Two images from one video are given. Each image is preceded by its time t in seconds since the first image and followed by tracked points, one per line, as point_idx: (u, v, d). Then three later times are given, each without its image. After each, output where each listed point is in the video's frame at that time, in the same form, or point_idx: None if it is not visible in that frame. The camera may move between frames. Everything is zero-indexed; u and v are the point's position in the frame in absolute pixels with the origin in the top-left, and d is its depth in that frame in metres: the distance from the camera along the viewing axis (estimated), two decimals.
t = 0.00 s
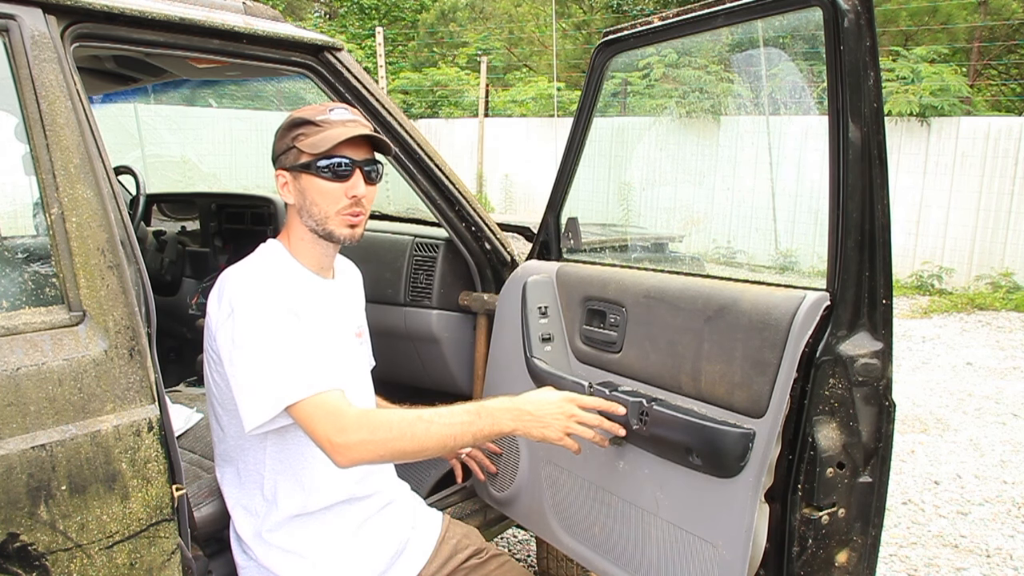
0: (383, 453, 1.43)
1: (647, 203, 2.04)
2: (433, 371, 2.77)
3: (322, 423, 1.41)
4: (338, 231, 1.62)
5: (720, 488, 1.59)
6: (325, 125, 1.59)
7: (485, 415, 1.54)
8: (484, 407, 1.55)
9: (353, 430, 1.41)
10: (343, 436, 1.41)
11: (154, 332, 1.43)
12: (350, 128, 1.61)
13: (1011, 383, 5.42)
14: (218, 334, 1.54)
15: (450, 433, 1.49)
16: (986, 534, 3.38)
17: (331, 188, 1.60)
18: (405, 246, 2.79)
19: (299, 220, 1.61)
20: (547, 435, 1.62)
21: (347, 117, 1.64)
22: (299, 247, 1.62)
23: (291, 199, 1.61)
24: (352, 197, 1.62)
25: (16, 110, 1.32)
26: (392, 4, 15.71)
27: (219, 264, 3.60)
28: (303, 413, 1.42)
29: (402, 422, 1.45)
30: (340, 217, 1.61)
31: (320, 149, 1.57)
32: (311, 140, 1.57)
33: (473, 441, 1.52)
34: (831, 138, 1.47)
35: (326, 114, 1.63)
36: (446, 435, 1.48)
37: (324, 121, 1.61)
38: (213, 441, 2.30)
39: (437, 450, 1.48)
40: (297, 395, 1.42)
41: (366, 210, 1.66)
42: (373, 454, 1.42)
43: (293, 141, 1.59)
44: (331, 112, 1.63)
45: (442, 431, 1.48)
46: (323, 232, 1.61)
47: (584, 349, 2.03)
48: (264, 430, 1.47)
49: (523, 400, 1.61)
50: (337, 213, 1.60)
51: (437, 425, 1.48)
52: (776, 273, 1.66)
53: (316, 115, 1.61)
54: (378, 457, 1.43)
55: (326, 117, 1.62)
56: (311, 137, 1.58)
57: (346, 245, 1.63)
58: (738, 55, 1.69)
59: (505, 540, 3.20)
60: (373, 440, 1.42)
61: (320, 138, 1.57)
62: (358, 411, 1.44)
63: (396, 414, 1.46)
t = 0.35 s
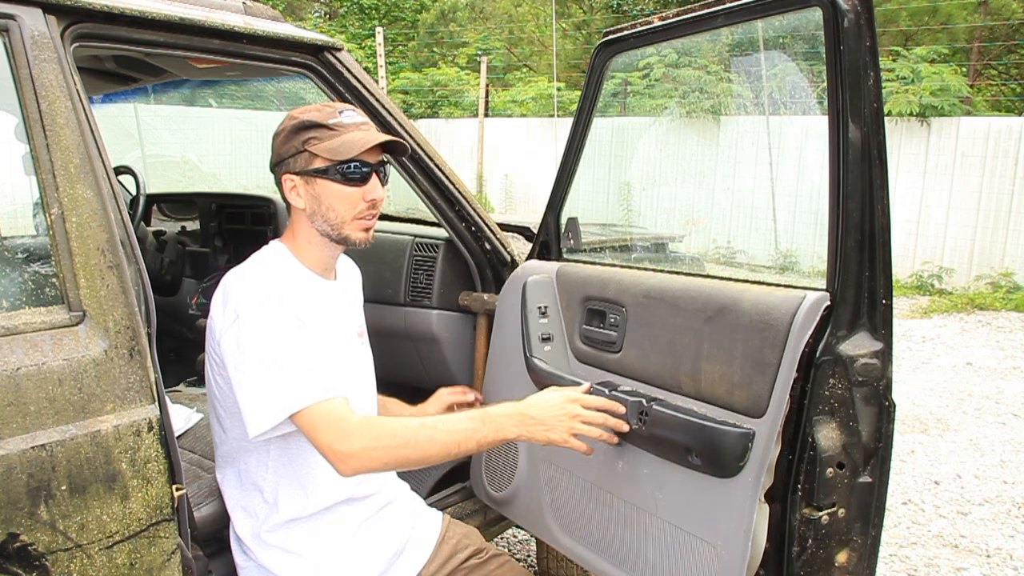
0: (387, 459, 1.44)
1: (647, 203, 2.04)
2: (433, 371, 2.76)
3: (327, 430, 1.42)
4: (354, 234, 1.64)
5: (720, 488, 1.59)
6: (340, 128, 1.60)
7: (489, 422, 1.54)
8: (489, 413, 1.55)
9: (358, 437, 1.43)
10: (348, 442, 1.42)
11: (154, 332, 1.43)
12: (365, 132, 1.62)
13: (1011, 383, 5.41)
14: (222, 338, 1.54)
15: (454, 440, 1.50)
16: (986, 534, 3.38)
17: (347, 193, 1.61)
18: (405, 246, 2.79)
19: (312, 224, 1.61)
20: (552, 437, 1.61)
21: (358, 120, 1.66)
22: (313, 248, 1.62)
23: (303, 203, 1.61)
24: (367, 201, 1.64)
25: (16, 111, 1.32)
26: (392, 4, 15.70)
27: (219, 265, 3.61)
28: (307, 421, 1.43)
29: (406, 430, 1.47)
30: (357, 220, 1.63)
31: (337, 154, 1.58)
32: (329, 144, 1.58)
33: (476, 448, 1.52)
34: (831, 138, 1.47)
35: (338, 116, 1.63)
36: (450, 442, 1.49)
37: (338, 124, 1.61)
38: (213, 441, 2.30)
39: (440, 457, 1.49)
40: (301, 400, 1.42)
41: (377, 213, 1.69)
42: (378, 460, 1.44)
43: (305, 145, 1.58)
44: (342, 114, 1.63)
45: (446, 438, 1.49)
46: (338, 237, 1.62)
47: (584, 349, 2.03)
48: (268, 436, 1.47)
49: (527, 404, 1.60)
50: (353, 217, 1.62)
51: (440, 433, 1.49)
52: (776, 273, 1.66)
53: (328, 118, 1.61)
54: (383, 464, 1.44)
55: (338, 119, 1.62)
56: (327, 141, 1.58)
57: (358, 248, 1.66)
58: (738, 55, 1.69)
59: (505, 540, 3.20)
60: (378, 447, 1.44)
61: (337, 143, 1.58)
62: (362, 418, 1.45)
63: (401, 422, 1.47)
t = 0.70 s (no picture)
0: (493, 412, 1.35)
1: (647, 203, 2.04)
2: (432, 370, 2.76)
3: (428, 374, 1.35)
4: (378, 235, 1.60)
5: (720, 488, 1.59)
6: (361, 127, 1.57)
7: (610, 393, 1.34)
8: (609, 384, 1.34)
9: (460, 386, 1.35)
10: (453, 387, 1.35)
11: (154, 332, 1.43)
12: (386, 131, 1.59)
13: (1011, 383, 5.41)
14: (263, 338, 1.46)
15: (568, 404, 1.34)
16: (986, 534, 3.38)
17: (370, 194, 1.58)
18: (405, 246, 2.78)
19: (335, 226, 1.58)
20: (685, 420, 1.36)
21: (378, 119, 1.62)
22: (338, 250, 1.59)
23: (325, 205, 1.57)
24: (391, 201, 1.60)
25: (16, 111, 1.32)
26: (392, 4, 15.69)
27: (219, 264, 3.61)
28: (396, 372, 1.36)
29: (512, 382, 1.35)
30: (381, 221, 1.60)
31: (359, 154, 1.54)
32: (350, 143, 1.54)
33: (593, 417, 1.34)
34: (831, 137, 1.47)
35: (358, 115, 1.59)
36: (562, 406, 1.34)
37: (358, 123, 1.58)
38: (212, 440, 2.30)
39: (552, 419, 1.34)
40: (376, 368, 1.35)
41: (401, 213, 1.65)
42: (482, 412, 1.35)
43: (326, 146, 1.55)
44: (362, 113, 1.59)
45: (557, 401, 1.34)
46: (363, 238, 1.59)
47: (584, 349, 2.03)
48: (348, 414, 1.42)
49: (655, 384, 1.35)
50: (377, 218, 1.59)
51: (552, 392, 1.34)
52: (776, 273, 1.66)
53: (348, 118, 1.57)
54: (486, 417, 1.35)
55: (358, 119, 1.58)
56: (348, 142, 1.54)
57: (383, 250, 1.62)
58: (738, 55, 1.69)
59: (505, 540, 3.20)
60: (481, 398, 1.35)
61: (358, 143, 1.54)
62: (464, 369, 1.37)
63: (507, 375, 1.36)
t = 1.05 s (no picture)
0: (545, 414, 1.39)
1: (647, 203, 2.04)
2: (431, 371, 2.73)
3: (480, 378, 1.39)
4: (398, 243, 1.57)
5: (720, 488, 1.60)
6: (385, 131, 1.54)
7: (662, 397, 1.35)
8: (661, 387, 1.35)
9: (511, 388, 1.38)
10: (501, 392, 1.38)
11: (154, 332, 1.43)
12: (410, 135, 1.55)
13: (1011, 383, 5.41)
14: (290, 343, 1.44)
15: (618, 408, 1.36)
16: (986, 534, 3.38)
17: (390, 199, 1.55)
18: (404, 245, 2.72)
19: (356, 230, 1.56)
20: (742, 420, 1.37)
21: (407, 122, 1.58)
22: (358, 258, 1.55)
23: (348, 209, 1.56)
24: (412, 207, 1.56)
25: (16, 110, 1.32)
26: (392, 4, 15.68)
27: (219, 264, 3.61)
28: (446, 374, 1.38)
29: (563, 387, 1.38)
30: (400, 228, 1.56)
31: (378, 158, 1.52)
32: (371, 147, 1.52)
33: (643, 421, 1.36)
34: (831, 137, 1.47)
35: (385, 118, 1.57)
36: (614, 409, 1.36)
37: (383, 126, 1.55)
38: (212, 440, 2.30)
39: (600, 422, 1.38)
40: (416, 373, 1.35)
41: (425, 222, 1.61)
42: (533, 414, 1.39)
43: (350, 148, 1.55)
44: (389, 116, 1.57)
45: (609, 404, 1.37)
46: (381, 244, 1.55)
47: (584, 349, 2.04)
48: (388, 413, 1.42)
49: (709, 388, 1.35)
50: (396, 224, 1.55)
51: (602, 394, 1.37)
52: (776, 272, 1.66)
53: (374, 121, 1.56)
54: (537, 419, 1.39)
55: (384, 122, 1.56)
56: (368, 145, 1.53)
57: (405, 257, 1.58)
58: (738, 55, 1.69)
59: (505, 540, 3.20)
60: (532, 401, 1.38)
61: (377, 146, 1.52)
62: (513, 373, 1.39)
63: (558, 378, 1.39)
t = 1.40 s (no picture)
0: (525, 487, 1.37)
1: (647, 204, 2.04)
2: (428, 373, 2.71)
3: (475, 437, 1.37)
4: (405, 250, 1.55)
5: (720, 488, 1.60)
6: (396, 137, 1.53)
7: (641, 508, 1.35)
8: (644, 498, 1.36)
9: (500, 455, 1.37)
10: (489, 454, 1.37)
11: (154, 332, 1.43)
12: (421, 142, 1.54)
13: (1011, 383, 5.41)
14: (291, 347, 1.43)
15: (597, 504, 1.35)
16: (986, 534, 3.38)
17: (399, 206, 1.54)
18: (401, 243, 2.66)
19: (365, 236, 1.56)
20: (705, 549, 1.38)
21: (420, 128, 1.57)
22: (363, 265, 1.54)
23: (359, 213, 1.56)
24: (420, 215, 1.55)
25: (16, 110, 1.32)
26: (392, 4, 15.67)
27: (219, 264, 3.61)
28: (445, 423, 1.39)
29: (551, 466, 1.37)
30: (406, 236, 1.55)
31: (387, 164, 1.51)
32: (381, 153, 1.52)
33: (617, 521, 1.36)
34: (831, 138, 1.47)
35: (398, 124, 1.55)
36: (593, 504, 1.36)
37: (396, 132, 1.54)
38: (212, 440, 2.30)
39: (574, 509, 1.37)
40: (413, 412, 1.36)
41: (434, 230, 1.59)
42: (512, 483, 1.38)
43: (363, 153, 1.54)
44: (402, 122, 1.55)
45: (591, 498, 1.35)
46: (388, 251, 1.53)
47: (584, 349, 2.04)
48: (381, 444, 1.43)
49: (687, 512, 1.36)
50: (403, 231, 1.54)
51: (586, 485, 1.36)
52: (776, 272, 1.66)
53: (387, 126, 1.55)
54: (514, 490, 1.38)
55: (397, 127, 1.55)
56: (380, 150, 1.52)
57: (412, 266, 1.56)
58: (738, 55, 1.69)
59: (505, 540, 3.20)
60: (518, 471, 1.37)
61: (387, 152, 1.51)
62: (506, 443, 1.37)
63: (549, 457, 1.38)
